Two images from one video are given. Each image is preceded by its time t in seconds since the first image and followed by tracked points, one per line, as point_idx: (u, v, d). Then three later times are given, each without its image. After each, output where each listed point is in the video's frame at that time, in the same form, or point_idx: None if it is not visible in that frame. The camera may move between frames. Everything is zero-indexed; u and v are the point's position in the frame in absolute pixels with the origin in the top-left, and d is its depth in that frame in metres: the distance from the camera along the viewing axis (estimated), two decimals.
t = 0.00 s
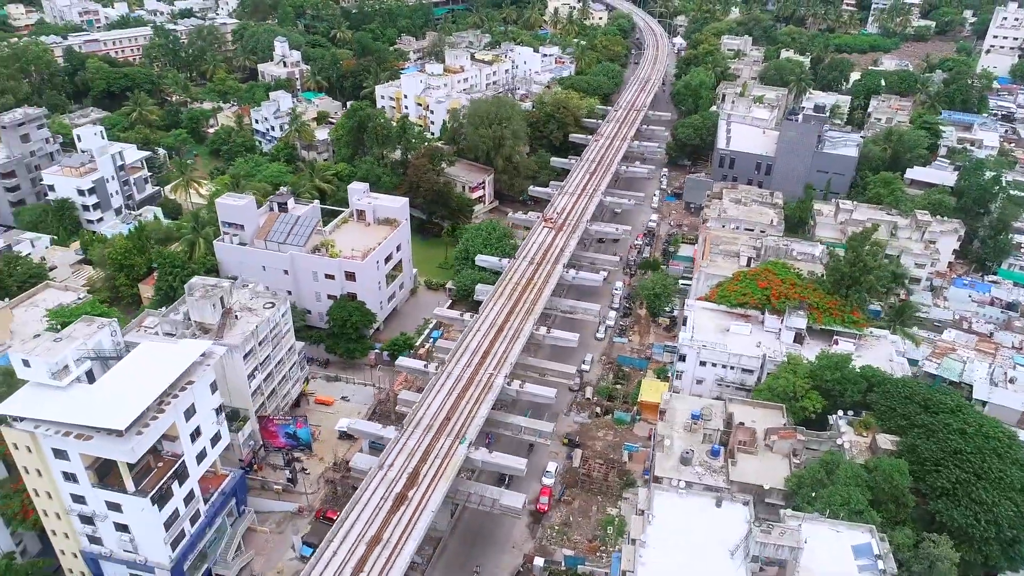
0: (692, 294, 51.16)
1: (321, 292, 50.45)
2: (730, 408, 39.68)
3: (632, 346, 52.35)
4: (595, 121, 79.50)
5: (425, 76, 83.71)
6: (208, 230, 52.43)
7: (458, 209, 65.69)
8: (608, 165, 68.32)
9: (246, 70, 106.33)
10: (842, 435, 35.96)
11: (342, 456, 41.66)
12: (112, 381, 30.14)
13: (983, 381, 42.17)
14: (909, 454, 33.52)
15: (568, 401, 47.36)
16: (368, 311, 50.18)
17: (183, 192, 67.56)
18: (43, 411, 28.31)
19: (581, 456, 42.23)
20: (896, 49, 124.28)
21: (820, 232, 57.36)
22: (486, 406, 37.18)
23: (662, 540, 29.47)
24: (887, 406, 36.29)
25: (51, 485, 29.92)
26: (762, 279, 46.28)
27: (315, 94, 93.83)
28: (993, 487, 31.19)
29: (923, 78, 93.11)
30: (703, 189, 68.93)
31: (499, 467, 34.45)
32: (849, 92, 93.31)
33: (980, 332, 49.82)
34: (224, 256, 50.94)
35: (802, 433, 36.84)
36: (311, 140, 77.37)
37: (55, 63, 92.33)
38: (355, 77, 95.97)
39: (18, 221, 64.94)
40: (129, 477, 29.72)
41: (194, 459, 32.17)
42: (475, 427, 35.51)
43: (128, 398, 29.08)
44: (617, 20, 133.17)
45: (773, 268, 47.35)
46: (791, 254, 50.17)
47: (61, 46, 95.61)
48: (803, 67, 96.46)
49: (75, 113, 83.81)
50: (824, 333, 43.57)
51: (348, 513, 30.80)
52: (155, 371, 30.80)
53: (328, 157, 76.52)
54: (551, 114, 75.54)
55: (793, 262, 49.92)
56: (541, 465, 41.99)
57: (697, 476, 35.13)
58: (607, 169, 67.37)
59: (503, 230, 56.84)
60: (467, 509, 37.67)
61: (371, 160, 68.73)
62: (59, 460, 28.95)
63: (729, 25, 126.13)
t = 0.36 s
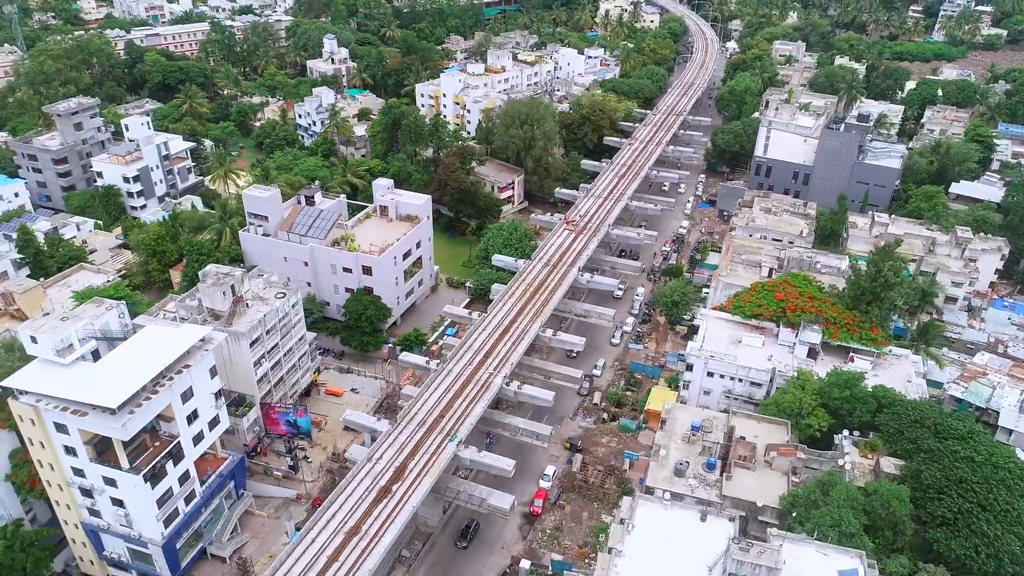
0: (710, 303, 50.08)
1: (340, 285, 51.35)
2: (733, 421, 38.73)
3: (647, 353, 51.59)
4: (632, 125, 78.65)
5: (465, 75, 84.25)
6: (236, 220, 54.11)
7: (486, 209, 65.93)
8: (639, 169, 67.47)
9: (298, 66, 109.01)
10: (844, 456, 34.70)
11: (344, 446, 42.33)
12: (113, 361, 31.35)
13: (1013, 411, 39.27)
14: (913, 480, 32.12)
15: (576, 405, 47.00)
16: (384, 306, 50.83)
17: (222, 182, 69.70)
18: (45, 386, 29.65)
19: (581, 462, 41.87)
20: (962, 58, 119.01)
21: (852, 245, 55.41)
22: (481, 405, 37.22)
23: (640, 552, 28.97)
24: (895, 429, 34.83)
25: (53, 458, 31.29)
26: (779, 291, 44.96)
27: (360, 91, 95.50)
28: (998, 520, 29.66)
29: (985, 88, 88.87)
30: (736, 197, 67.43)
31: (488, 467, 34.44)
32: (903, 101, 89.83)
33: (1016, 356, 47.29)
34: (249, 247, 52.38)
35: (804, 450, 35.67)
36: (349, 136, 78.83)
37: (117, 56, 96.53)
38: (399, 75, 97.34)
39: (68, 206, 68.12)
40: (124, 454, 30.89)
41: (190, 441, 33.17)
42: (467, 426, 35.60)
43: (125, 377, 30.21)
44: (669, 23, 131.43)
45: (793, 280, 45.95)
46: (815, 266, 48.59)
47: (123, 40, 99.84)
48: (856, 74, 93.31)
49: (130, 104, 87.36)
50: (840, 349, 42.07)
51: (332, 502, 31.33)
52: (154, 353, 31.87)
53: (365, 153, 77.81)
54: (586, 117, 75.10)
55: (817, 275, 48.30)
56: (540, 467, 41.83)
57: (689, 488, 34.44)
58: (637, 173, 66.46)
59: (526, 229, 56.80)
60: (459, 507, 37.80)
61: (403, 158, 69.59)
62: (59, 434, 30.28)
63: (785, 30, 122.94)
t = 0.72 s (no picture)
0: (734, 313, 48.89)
1: (364, 279, 52.18)
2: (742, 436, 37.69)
3: (668, 361, 50.71)
4: (675, 130, 77.46)
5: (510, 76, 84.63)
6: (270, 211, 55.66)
7: (519, 209, 65.98)
8: (676, 174, 66.36)
9: (352, 63, 111.33)
10: (851, 478, 33.41)
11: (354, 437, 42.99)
12: (126, 340, 32.70)
13: None
14: (920, 508, 30.75)
15: (589, 410, 46.55)
16: (406, 301, 51.42)
17: (266, 174, 71.73)
18: (60, 362, 31.12)
19: (587, 468, 41.49)
20: None
21: (891, 261, 53.21)
22: (483, 404, 37.19)
23: (623, 562, 28.48)
24: (908, 454, 33.36)
25: (68, 430, 32.79)
26: (804, 305, 43.51)
27: (408, 88, 96.88)
28: (1006, 556, 28.20)
29: None
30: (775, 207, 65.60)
31: (483, 466, 34.41)
32: (967, 113, 85.71)
33: None
34: (280, 238, 53.82)
35: (811, 470, 34.44)
36: (392, 133, 80.07)
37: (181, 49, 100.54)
38: (448, 74, 98.32)
39: (121, 192, 71.32)
40: (131, 431, 32.11)
41: (197, 422, 34.23)
42: (467, 424, 35.62)
43: (133, 358, 31.40)
44: (728, 27, 128.81)
45: (819, 294, 44.40)
46: (845, 281, 46.83)
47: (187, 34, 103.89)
48: (918, 83, 89.51)
49: (189, 97, 90.84)
50: (862, 368, 40.51)
51: (325, 490, 31.98)
52: (164, 336, 33.03)
53: (406, 150, 78.92)
54: (627, 120, 74.35)
55: (847, 290, 46.54)
56: (545, 470, 41.57)
57: (686, 502, 33.72)
58: (673, 179, 65.32)
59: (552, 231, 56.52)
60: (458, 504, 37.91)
61: (440, 155, 70.29)
62: (72, 408, 31.72)
63: (849, 37, 118.86)
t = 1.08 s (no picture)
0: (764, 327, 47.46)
1: (395, 273, 52.95)
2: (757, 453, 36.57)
3: (694, 372, 49.63)
4: (726, 136, 75.73)
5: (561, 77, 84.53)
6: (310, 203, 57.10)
7: (559, 211, 65.74)
8: (720, 182, 64.90)
9: (411, 61, 113.07)
10: (864, 505, 32.02)
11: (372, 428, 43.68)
12: (149, 320, 34.11)
13: None
14: (934, 541, 29.23)
15: (608, 416, 46.03)
16: (434, 297, 51.94)
17: (315, 166, 73.57)
18: (86, 337, 32.67)
19: (598, 474, 41.06)
20: None
21: (940, 281, 50.62)
22: (492, 403, 37.22)
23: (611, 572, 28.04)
24: (928, 483, 31.75)
25: (93, 403, 34.45)
26: (835, 321, 41.87)
27: (463, 87, 97.70)
28: None
29: None
30: (823, 219, 63.39)
31: (485, 465, 34.44)
32: None
33: None
34: (317, 229, 55.15)
35: (823, 493, 33.16)
36: (441, 130, 80.96)
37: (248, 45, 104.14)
38: (502, 74, 98.70)
39: (179, 179, 74.35)
40: (149, 407, 33.48)
41: (213, 403, 35.46)
42: (474, 422, 35.73)
43: (153, 337, 32.72)
44: (796, 32, 125.02)
45: (853, 311, 42.65)
46: (884, 299, 44.80)
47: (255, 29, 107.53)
48: (993, 95, 84.80)
49: (251, 90, 93.96)
50: (892, 391, 38.73)
51: (326, 478, 32.63)
52: (185, 317, 34.29)
53: (453, 148, 79.66)
54: (675, 125, 73.12)
55: (886, 308, 44.54)
56: (555, 473, 41.33)
57: (690, 515, 32.91)
58: (717, 187, 63.87)
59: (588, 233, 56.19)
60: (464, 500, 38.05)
61: (484, 155, 70.67)
62: (96, 382, 33.30)
63: (924, 45, 113.62)
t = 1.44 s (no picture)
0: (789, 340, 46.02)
1: (421, 269, 53.53)
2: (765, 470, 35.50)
3: (716, 383, 48.54)
4: (771, 144, 73.78)
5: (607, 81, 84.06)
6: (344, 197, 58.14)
7: (593, 214, 65.23)
8: (759, 191, 63.30)
9: (463, 60, 114.01)
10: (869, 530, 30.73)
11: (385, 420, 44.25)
12: (167, 304, 35.36)
13: None
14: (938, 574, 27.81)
15: (621, 423, 45.47)
16: (457, 295, 52.28)
17: (357, 161, 74.93)
18: (107, 317, 34.08)
19: (604, 481, 40.61)
20: None
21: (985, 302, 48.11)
22: (496, 401, 37.23)
23: None
24: (939, 513, 30.23)
25: (113, 381, 35.91)
26: (860, 338, 40.28)
27: (511, 88, 97.89)
28: None
29: None
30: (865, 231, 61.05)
31: (482, 464, 34.43)
32: None
33: None
34: (348, 223, 56.20)
35: (828, 515, 31.97)
36: (483, 130, 81.39)
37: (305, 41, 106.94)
38: (551, 75, 98.52)
39: (228, 170, 76.86)
40: (163, 388, 34.70)
41: (226, 387, 36.51)
42: (476, 420, 35.79)
43: (169, 321, 33.91)
44: (861, 38, 120.75)
45: (880, 329, 40.97)
46: (917, 318, 42.85)
47: (313, 26, 110.33)
48: None
49: (304, 86, 96.38)
50: (914, 414, 37.10)
51: (325, 467, 33.21)
52: (201, 303, 35.45)
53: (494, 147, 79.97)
54: (719, 131, 71.61)
55: (918, 328, 42.60)
56: (561, 477, 41.06)
57: (686, 529, 32.19)
58: (755, 195, 62.25)
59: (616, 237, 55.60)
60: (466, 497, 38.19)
61: (522, 155, 70.72)
62: (116, 361, 34.69)
63: (999, 54, 108.04)
